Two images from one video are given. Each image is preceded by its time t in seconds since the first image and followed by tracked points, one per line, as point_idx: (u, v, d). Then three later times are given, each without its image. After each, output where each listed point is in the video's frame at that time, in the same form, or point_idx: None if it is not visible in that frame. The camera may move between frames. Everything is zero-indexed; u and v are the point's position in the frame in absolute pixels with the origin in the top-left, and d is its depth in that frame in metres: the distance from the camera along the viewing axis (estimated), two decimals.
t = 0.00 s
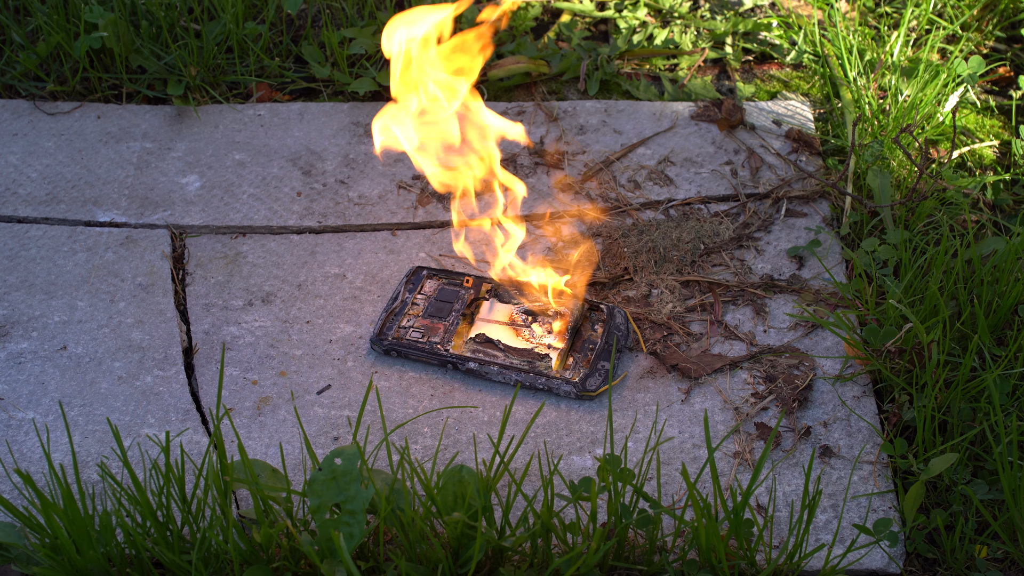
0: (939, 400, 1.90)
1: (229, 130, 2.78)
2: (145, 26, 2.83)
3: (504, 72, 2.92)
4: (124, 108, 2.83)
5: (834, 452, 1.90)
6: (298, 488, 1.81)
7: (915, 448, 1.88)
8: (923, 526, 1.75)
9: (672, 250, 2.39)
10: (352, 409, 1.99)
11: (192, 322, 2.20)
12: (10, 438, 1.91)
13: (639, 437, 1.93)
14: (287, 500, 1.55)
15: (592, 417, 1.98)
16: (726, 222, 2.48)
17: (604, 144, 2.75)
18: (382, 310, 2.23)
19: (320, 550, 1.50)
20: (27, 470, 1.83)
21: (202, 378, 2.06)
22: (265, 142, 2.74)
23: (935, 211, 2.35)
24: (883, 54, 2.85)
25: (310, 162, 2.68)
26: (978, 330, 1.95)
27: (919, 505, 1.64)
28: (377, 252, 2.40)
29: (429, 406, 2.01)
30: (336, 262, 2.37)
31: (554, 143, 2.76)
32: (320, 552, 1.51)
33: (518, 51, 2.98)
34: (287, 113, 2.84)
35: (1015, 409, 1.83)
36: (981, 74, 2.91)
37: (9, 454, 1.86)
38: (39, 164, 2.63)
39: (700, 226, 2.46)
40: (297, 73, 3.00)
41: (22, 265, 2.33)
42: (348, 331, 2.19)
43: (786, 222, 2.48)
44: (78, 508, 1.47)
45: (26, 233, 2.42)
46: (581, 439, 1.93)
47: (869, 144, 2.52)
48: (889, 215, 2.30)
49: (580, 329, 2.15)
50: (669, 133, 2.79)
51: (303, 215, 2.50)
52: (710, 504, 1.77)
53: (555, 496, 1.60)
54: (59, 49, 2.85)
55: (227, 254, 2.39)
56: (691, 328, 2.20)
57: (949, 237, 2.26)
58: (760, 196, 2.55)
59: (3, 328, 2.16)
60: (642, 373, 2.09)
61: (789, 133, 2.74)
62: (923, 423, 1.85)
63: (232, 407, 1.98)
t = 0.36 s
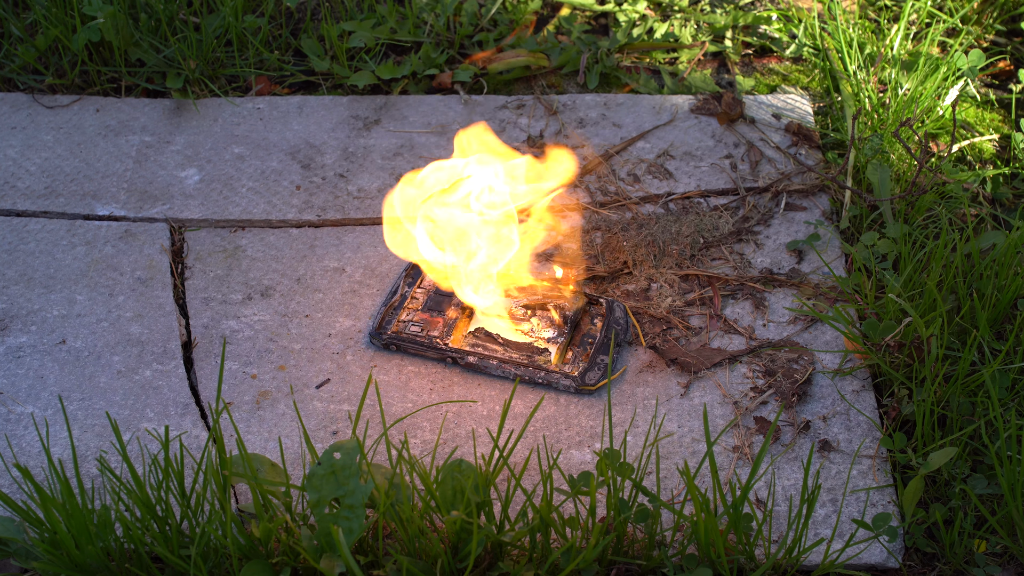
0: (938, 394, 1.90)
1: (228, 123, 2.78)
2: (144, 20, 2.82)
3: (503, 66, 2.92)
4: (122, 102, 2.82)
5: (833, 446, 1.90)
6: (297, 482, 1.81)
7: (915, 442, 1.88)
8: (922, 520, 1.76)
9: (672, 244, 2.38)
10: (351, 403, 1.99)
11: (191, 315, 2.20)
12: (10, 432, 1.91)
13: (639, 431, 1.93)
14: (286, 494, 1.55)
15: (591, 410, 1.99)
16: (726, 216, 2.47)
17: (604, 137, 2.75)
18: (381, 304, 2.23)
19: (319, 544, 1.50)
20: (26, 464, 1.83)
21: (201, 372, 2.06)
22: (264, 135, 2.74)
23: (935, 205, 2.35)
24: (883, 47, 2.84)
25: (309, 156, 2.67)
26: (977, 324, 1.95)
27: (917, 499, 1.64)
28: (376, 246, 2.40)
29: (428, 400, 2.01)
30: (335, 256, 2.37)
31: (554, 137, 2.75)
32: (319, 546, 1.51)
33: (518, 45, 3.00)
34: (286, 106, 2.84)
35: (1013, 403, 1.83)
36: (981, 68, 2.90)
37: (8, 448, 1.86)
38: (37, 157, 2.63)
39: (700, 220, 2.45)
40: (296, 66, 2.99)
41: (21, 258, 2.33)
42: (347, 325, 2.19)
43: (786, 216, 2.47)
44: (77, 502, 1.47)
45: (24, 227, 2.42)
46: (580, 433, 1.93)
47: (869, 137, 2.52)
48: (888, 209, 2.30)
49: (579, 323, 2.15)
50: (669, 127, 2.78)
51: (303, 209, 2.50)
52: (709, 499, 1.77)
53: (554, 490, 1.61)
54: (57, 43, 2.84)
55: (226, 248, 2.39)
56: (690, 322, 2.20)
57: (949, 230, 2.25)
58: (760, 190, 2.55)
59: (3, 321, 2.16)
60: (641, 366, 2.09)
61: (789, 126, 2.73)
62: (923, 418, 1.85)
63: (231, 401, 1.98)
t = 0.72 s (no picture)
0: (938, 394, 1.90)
1: (228, 123, 2.78)
2: (143, 19, 2.82)
3: (503, 66, 2.90)
4: (122, 101, 2.82)
5: (832, 446, 1.90)
6: (297, 482, 1.81)
7: (915, 441, 1.88)
8: (922, 520, 1.76)
9: (672, 244, 2.38)
10: (351, 402, 1.99)
11: (191, 315, 2.20)
12: (10, 431, 1.91)
13: (638, 431, 1.93)
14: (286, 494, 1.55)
15: (591, 410, 1.99)
16: (726, 215, 2.47)
17: (604, 137, 2.75)
18: (380, 304, 2.23)
19: (319, 544, 1.50)
20: (26, 463, 1.83)
21: (201, 371, 2.06)
22: (264, 135, 2.74)
23: (935, 205, 2.35)
24: (883, 47, 2.85)
25: (309, 156, 2.67)
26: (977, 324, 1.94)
27: (917, 499, 1.64)
28: (376, 246, 2.40)
29: (428, 400, 2.01)
30: (335, 256, 2.37)
31: (554, 137, 2.75)
32: (319, 546, 1.51)
33: (518, 44, 2.99)
34: (286, 106, 2.84)
35: (1013, 403, 1.83)
36: (981, 67, 2.90)
37: (8, 448, 1.86)
38: (37, 157, 2.63)
39: (700, 219, 2.45)
40: (296, 65, 2.99)
41: (21, 258, 2.33)
42: (347, 325, 2.19)
43: (786, 215, 2.47)
44: (77, 502, 1.47)
45: (24, 226, 2.41)
46: (581, 433, 1.93)
47: (869, 137, 2.52)
48: (888, 209, 2.30)
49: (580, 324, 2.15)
50: (668, 126, 2.78)
51: (302, 208, 2.50)
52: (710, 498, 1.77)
53: (554, 490, 1.61)
54: (57, 42, 2.84)
55: (225, 248, 2.39)
56: (690, 322, 2.20)
57: (949, 230, 2.25)
58: (759, 189, 2.55)
59: (2, 321, 2.16)
60: (641, 366, 2.09)
61: (789, 126, 2.73)
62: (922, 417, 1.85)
63: (231, 401, 1.99)
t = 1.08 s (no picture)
0: (938, 394, 1.90)
1: (227, 123, 2.78)
2: (143, 19, 2.82)
3: (503, 65, 2.90)
4: (122, 101, 2.82)
5: (832, 446, 1.90)
6: (297, 482, 1.81)
7: (914, 441, 1.88)
8: (922, 520, 1.76)
9: (672, 243, 2.38)
10: (351, 402, 1.99)
11: (191, 315, 2.20)
12: (10, 431, 1.91)
13: (638, 431, 1.93)
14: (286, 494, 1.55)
15: (591, 410, 1.99)
16: (726, 215, 2.47)
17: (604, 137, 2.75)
18: (380, 303, 2.23)
19: (319, 544, 1.50)
20: (26, 463, 1.83)
21: (201, 371, 2.06)
22: (264, 135, 2.74)
23: (935, 205, 2.35)
24: (883, 47, 2.85)
25: (309, 155, 2.67)
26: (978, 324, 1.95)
27: (917, 499, 1.64)
28: (375, 246, 2.40)
29: (428, 400, 2.01)
30: (335, 256, 2.37)
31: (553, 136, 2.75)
32: (319, 546, 1.51)
33: (518, 43, 2.99)
34: (286, 106, 2.84)
35: (1013, 403, 1.83)
36: (981, 67, 2.90)
37: (8, 447, 1.86)
38: (37, 157, 2.63)
39: (700, 219, 2.45)
40: (296, 65, 2.99)
41: (21, 257, 2.33)
42: (347, 324, 2.19)
43: (786, 215, 2.47)
44: (77, 502, 1.47)
45: (24, 226, 2.41)
46: (581, 432, 1.93)
47: (869, 137, 2.52)
48: (888, 209, 2.30)
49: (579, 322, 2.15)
50: (668, 126, 2.78)
51: (302, 208, 2.50)
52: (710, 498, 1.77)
53: (554, 490, 1.61)
54: (57, 42, 2.84)
55: (225, 247, 2.39)
56: (690, 321, 2.20)
57: (949, 229, 2.25)
58: (759, 189, 2.55)
59: (2, 321, 2.16)
60: (641, 366, 2.09)
61: (789, 126, 2.73)
62: (923, 417, 1.85)
63: (231, 401, 1.99)
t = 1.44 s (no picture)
0: (938, 394, 1.90)
1: (228, 123, 2.78)
2: (143, 19, 2.82)
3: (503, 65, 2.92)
4: (122, 101, 2.82)
5: (832, 446, 1.90)
6: (297, 482, 1.81)
7: (914, 441, 1.88)
8: (922, 520, 1.76)
9: (672, 243, 2.38)
10: (351, 402, 1.99)
11: (191, 315, 2.20)
12: (10, 430, 1.91)
13: (638, 430, 1.93)
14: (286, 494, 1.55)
15: (590, 410, 1.99)
16: (726, 215, 2.47)
17: (604, 136, 2.75)
18: (380, 303, 2.23)
19: (319, 544, 1.50)
20: (26, 463, 1.83)
21: (201, 371, 2.06)
22: (264, 135, 2.74)
23: (935, 205, 2.35)
24: (883, 47, 2.85)
25: (309, 155, 2.67)
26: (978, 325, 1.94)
27: (917, 499, 1.64)
28: (375, 246, 2.40)
29: (428, 399, 2.01)
30: (335, 256, 2.37)
31: (554, 136, 2.75)
32: (319, 546, 1.51)
33: (518, 44, 2.99)
34: (286, 105, 2.84)
35: (1014, 403, 1.83)
36: (980, 67, 2.90)
37: (8, 447, 1.86)
38: (37, 157, 2.63)
39: (700, 219, 2.45)
40: (296, 65, 2.99)
41: (21, 257, 2.33)
42: (347, 324, 2.19)
43: (786, 215, 2.47)
44: (77, 502, 1.47)
45: (24, 226, 2.41)
46: (581, 432, 1.93)
47: (869, 137, 2.52)
48: (888, 208, 2.30)
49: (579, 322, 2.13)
50: (668, 126, 2.78)
51: (302, 208, 2.50)
52: (710, 498, 1.77)
53: (553, 490, 1.61)
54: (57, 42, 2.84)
55: (225, 247, 2.39)
56: (690, 321, 2.20)
57: (949, 229, 2.25)
58: (760, 189, 2.54)
59: (2, 321, 2.16)
60: (641, 366, 2.09)
61: (789, 126, 2.73)
62: (923, 417, 1.85)
63: (231, 401, 1.99)
